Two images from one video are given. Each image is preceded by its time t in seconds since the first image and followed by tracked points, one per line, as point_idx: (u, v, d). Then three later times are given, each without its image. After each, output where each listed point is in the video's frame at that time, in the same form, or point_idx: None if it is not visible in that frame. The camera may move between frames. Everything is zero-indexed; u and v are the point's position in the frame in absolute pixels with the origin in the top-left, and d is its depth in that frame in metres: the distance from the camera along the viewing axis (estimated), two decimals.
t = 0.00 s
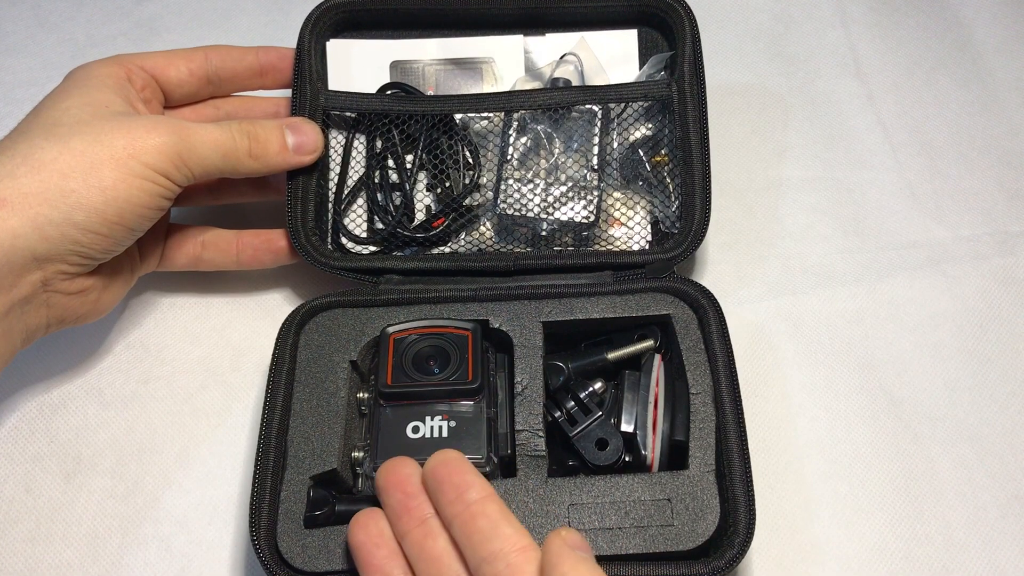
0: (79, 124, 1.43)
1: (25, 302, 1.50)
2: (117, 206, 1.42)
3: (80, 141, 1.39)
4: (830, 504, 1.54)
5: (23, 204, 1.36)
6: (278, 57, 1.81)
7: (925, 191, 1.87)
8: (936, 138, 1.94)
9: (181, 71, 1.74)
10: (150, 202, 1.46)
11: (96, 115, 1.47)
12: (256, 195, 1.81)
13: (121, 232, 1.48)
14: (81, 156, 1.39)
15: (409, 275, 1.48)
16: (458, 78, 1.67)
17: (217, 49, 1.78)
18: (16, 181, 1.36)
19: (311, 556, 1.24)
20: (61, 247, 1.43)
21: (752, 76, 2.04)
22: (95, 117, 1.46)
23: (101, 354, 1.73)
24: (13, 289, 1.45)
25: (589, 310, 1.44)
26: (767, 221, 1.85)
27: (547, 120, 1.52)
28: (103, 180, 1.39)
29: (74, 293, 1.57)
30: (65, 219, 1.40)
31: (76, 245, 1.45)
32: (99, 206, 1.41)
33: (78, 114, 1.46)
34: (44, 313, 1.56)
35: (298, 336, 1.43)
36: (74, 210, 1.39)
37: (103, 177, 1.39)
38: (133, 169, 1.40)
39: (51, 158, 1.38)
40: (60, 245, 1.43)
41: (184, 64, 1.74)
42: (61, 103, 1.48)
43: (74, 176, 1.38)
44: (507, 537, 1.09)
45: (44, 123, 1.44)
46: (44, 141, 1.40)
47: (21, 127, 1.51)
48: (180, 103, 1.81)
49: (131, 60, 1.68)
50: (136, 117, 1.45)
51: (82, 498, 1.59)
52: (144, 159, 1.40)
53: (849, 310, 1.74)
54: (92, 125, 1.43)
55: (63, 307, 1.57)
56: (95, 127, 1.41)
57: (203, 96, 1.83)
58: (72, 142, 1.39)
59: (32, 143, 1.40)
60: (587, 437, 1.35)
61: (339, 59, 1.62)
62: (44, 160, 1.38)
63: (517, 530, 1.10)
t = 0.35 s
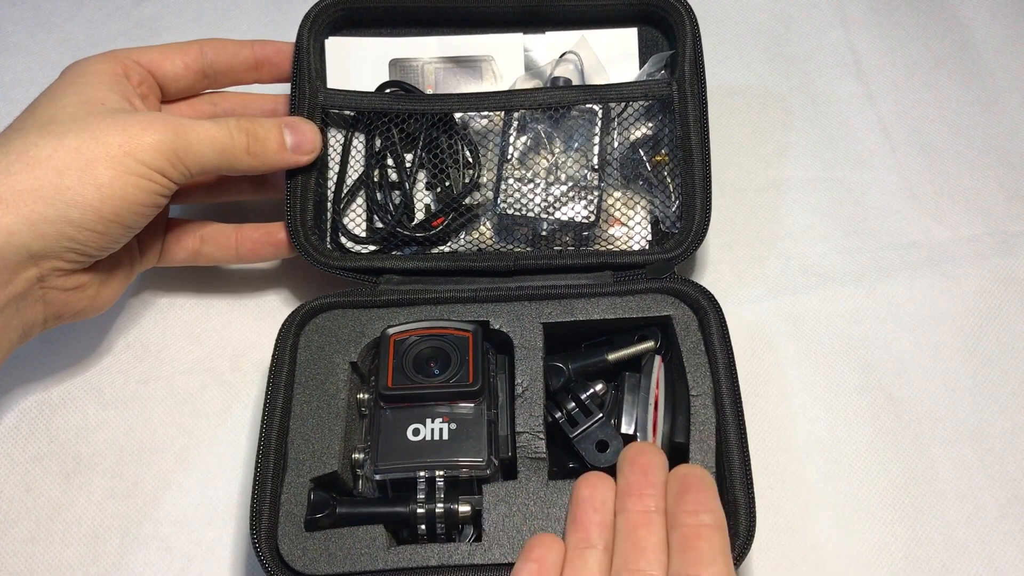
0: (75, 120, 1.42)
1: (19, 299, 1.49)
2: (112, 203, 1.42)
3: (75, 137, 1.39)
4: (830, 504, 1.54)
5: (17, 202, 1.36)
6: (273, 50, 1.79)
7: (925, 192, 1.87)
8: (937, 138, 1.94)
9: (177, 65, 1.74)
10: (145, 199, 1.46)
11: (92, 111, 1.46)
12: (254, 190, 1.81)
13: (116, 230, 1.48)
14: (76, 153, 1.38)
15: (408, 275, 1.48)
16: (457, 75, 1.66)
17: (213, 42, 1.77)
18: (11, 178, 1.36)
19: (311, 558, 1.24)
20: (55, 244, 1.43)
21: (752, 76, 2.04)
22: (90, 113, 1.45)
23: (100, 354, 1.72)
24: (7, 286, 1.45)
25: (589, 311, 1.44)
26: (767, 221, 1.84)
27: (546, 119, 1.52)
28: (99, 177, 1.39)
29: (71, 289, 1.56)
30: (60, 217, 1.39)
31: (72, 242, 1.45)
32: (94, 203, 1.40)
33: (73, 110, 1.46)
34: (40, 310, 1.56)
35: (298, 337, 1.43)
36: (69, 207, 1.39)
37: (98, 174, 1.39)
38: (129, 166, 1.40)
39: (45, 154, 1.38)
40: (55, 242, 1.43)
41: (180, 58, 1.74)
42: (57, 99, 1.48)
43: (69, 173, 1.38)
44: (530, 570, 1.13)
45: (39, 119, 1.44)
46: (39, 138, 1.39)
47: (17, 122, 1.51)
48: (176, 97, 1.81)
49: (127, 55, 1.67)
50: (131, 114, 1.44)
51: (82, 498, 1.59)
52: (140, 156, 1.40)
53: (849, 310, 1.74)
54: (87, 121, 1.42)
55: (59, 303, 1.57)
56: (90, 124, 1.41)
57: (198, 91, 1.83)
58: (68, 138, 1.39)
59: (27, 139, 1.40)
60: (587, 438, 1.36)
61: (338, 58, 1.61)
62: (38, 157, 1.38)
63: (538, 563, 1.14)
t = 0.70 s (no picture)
0: (74, 120, 1.42)
1: (17, 298, 1.49)
2: (110, 203, 1.42)
3: (74, 137, 1.39)
4: (830, 503, 1.54)
5: (16, 201, 1.36)
6: (273, 50, 1.79)
7: (925, 192, 1.87)
8: (937, 138, 1.94)
9: (176, 65, 1.74)
10: (144, 199, 1.46)
11: (91, 111, 1.46)
12: (254, 191, 1.81)
13: (115, 230, 1.48)
14: (75, 153, 1.38)
15: (408, 275, 1.48)
16: (456, 75, 1.66)
17: (213, 42, 1.77)
18: (9, 178, 1.36)
19: (311, 559, 1.24)
20: (52, 244, 1.43)
21: (752, 76, 2.04)
22: (89, 113, 1.45)
23: (100, 354, 1.72)
24: (5, 286, 1.45)
25: (589, 311, 1.44)
26: (767, 221, 1.84)
27: (546, 119, 1.52)
28: (97, 177, 1.39)
29: (69, 289, 1.56)
30: (59, 217, 1.40)
31: (70, 242, 1.45)
32: (92, 203, 1.40)
33: (72, 110, 1.46)
34: (39, 309, 1.56)
35: (298, 337, 1.43)
36: (68, 207, 1.39)
37: (97, 174, 1.39)
38: (128, 167, 1.40)
39: (45, 154, 1.38)
40: (53, 242, 1.43)
41: (179, 57, 1.74)
42: (56, 99, 1.48)
43: (68, 173, 1.38)
44: None
45: (38, 119, 1.44)
46: (38, 137, 1.39)
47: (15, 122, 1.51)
48: (175, 97, 1.81)
49: (127, 55, 1.67)
50: (130, 114, 1.44)
51: (82, 498, 1.59)
52: (139, 156, 1.40)
53: (849, 310, 1.74)
54: (86, 120, 1.42)
55: (58, 303, 1.57)
56: (89, 124, 1.41)
57: (197, 91, 1.83)
58: (66, 138, 1.39)
59: (25, 138, 1.40)
60: (588, 439, 1.35)
61: (338, 58, 1.61)
62: (37, 157, 1.37)
63: (535, 568, 1.14)
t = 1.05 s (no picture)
0: (74, 119, 1.42)
1: (16, 298, 1.49)
2: (109, 203, 1.42)
3: (73, 137, 1.39)
4: (830, 503, 1.54)
5: (15, 201, 1.36)
6: (272, 48, 1.79)
7: (925, 192, 1.87)
8: (937, 138, 1.94)
9: (176, 63, 1.73)
10: (144, 199, 1.46)
11: (90, 110, 1.46)
12: (253, 191, 1.80)
13: (114, 229, 1.47)
14: (74, 152, 1.38)
15: (408, 275, 1.48)
16: (456, 75, 1.66)
17: (212, 41, 1.76)
18: (9, 177, 1.36)
19: (312, 559, 1.24)
20: (52, 244, 1.43)
21: (752, 76, 2.04)
22: (88, 112, 1.44)
23: (100, 354, 1.72)
24: (4, 286, 1.45)
25: (589, 312, 1.44)
26: (768, 221, 1.84)
27: (546, 118, 1.51)
28: (96, 177, 1.39)
29: (69, 288, 1.56)
30: (58, 216, 1.39)
31: (69, 242, 1.44)
32: (91, 203, 1.40)
33: (71, 109, 1.46)
34: (38, 309, 1.56)
35: (298, 336, 1.43)
36: (67, 207, 1.39)
37: (96, 174, 1.38)
38: (127, 166, 1.40)
39: (43, 153, 1.37)
40: (52, 242, 1.42)
41: (178, 56, 1.73)
42: (55, 98, 1.47)
43: (67, 173, 1.38)
44: None
45: (37, 118, 1.43)
46: (37, 136, 1.39)
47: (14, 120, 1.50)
48: (174, 95, 1.80)
49: (126, 53, 1.66)
50: (130, 113, 1.44)
51: (82, 498, 1.59)
52: (138, 156, 1.39)
53: (849, 311, 1.74)
54: (85, 120, 1.42)
55: (57, 302, 1.57)
56: (88, 123, 1.41)
57: (196, 89, 1.82)
58: (65, 138, 1.38)
59: (24, 137, 1.40)
60: (588, 439, 1.35)
61: (337, 57, 1.61)
62: (36, 156, 1.37)
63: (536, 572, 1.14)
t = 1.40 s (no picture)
0: (72, 119, 1.42)
1: (15, 298, 1.49)
2: (108, 203, 1.42)
3: (72, 136, 1.38)
4: (830, 503, 1.54)
5: (14, 201, 1.36)
6: (271, 47, 1.78)
7: (925, 192, 1.87)
8: (937, 138, 1.94)
9: (175, 63, 1.73)
10: (143, 199, 1.46)
11: (89, 110, 1.46)
12: (254, 191, 1.80)
13: (113, 229, 1.47)
14: (73, 151, 1.38)
15: (408, 275, 1.48)
16: (455, 75, 1.66)
17: (211, 39, 1.76)
18: (7, 176, 1.36)
19: (312, 560, 1.24)
20: (50, 244, 1.43)
21: (752, 76, 2.04)
22: (87, 112, 1.44)
23: (100, 354, 1.72)
24: (3, 287, 1.45)
25: (589, 312, 1.44)
26: (768, 221, 1.84)
27: (546, 118, 1.51)
28: (95, 177, 1.39)
29: (68, 288, 1.56)
30: (57, 216, 1.39)
31: (68, 242, 1.44)
32: (90, 203, 1.40)
33: (70, 108, 1.45)
34: (37, 309, 1.55)
35: (298, 337, 1.43)
36: (66, 206, 1.39)
37: (95, 173, 1.38)
38: (126, 166, 1.40)
39: (42, 153, 1.37)
40: (51, 242, 1.42)
41: (177, 55, 1.73)
42: (54, 97, 1.47)
43: (66, 172, 1.37)
44: None
45: (36, 117, 1.43)
46: (36, 136, 1.39)
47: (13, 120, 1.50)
48: (173, 95, 1.80)
49: (126, 53, 1.66)
50: (129, 113, 1.44)
51: (82, 498, 1.59)
52: (137, 155, 1.39)
53: (849, 311, 1.74)
54: (84, 119, 1.42)
55: (56, 302, 1.57)
56: (87, 122, 1.40)
57: (195, 88, 1.82)
58: (64, 137, 1.38)
59: (23, 137, 1.40)
60: (588, 439, 1.35)
61: (337, 56, 1.61)
62: (35, 156, 1.37)
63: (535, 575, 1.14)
